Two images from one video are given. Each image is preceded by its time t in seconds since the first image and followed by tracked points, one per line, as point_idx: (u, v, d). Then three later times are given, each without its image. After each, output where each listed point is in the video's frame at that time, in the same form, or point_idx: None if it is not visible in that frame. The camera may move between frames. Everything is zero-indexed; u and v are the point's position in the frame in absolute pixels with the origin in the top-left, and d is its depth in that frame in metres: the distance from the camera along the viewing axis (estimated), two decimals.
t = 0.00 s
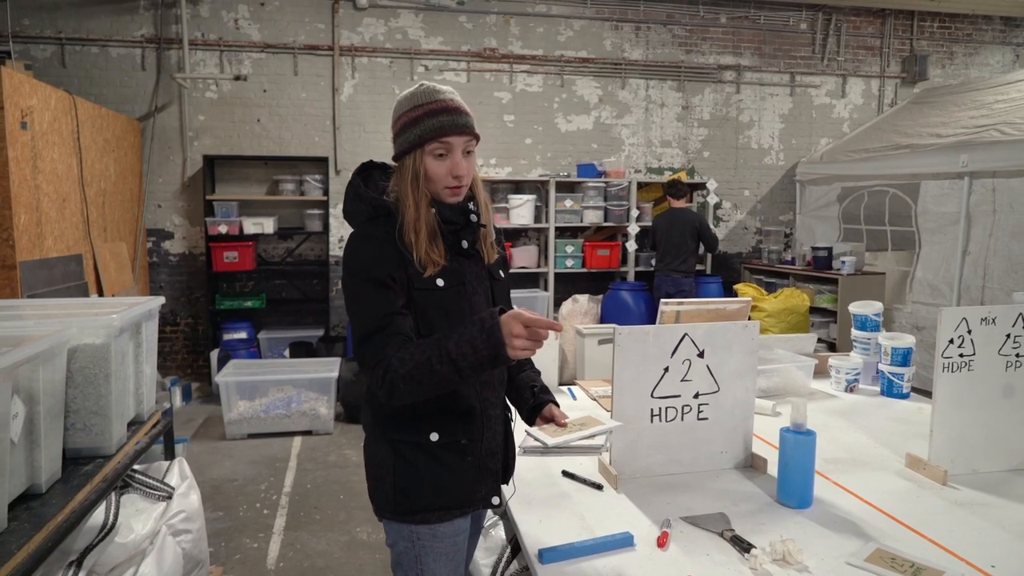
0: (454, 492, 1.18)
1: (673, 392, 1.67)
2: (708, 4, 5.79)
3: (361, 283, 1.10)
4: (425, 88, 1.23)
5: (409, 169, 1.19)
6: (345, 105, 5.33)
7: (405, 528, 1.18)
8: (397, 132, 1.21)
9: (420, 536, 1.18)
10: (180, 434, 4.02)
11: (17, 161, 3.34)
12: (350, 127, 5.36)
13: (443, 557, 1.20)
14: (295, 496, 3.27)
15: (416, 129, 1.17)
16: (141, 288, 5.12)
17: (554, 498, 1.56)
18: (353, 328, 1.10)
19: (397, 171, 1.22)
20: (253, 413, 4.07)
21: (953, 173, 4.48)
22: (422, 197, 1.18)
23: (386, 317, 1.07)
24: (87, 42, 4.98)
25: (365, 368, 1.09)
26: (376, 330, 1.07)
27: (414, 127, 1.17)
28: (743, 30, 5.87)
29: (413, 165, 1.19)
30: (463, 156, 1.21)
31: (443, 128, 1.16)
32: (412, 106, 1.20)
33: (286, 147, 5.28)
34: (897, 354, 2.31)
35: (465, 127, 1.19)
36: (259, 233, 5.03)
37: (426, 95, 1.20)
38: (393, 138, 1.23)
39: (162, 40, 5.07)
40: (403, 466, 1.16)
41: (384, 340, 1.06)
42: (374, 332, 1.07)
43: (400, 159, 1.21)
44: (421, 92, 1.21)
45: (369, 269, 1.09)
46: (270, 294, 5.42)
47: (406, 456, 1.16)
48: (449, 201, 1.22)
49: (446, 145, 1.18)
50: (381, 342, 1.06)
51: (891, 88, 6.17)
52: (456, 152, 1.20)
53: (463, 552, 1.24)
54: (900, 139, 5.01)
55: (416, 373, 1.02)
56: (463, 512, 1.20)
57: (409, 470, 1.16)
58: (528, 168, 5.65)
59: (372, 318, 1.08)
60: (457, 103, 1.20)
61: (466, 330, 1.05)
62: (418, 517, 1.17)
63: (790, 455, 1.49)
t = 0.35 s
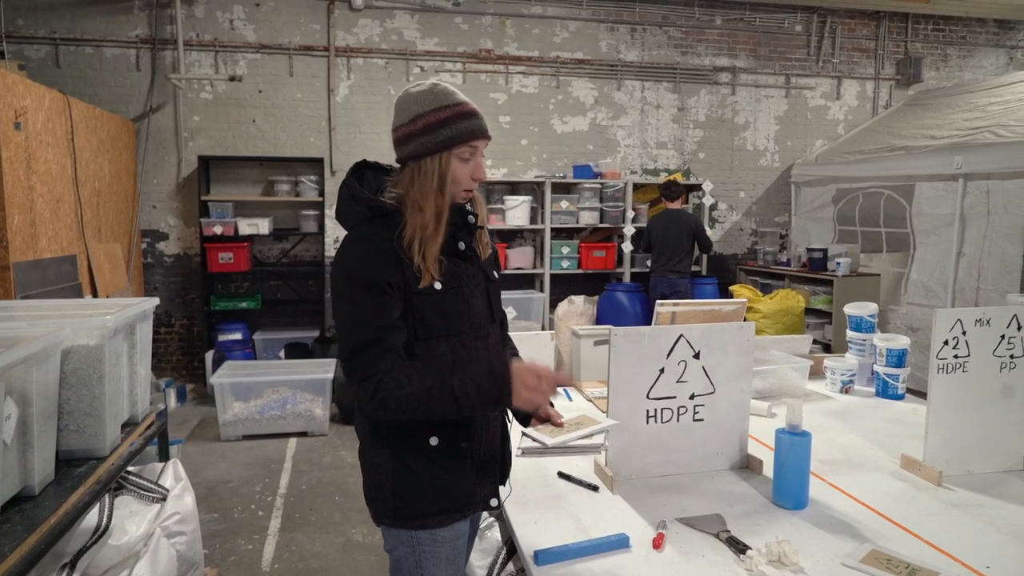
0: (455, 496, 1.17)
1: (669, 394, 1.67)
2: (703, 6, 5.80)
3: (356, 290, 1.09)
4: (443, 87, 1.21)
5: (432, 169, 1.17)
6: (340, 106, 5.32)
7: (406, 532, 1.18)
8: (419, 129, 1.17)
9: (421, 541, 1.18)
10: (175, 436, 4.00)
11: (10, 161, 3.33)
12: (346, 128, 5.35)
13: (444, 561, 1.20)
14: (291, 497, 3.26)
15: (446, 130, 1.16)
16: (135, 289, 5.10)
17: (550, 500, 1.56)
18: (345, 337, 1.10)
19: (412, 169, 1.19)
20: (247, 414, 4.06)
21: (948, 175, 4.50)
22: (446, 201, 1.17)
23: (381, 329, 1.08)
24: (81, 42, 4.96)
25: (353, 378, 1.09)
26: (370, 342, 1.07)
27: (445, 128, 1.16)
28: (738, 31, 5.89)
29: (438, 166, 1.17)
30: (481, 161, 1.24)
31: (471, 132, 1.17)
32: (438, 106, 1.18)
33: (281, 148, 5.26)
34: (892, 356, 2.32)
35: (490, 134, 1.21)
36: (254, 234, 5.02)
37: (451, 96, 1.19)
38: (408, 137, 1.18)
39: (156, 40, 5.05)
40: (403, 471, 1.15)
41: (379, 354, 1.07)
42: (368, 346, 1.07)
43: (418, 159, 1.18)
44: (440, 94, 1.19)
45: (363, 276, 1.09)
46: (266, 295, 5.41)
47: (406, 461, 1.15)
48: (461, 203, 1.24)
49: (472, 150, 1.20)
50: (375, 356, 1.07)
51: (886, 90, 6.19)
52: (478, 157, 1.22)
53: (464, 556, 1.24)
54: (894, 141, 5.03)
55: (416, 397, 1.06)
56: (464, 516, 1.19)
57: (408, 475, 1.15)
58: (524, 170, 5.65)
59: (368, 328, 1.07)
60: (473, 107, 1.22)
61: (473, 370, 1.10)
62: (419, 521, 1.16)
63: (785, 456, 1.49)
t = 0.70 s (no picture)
0: (455, 495, 1.18)
1: (667, 393, 1.67)
2: (701, 6, 5.80)
3: (361, 295, 1.09)
4: (454, 87, 1.19)
5: (442, 171, 1.16)
6: (338, 105, 5.32)
7: (406, 532, 1.18)
8: (430, 129, 1.15)
9: (422, 541, 1.18)
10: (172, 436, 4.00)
11: (8, 160, 3.32)
12: (344, 128, 5.34)
13: (443, 560, 1.20)
14: (288, 497, 3.26)
15: (459, 133, 1.15)
16: (133, 288, 5.09)
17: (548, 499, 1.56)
18: (348, 345, 1.10)
19: (421, 169, 1.18)
20: (245, 414, 4.05)
21: (945, 175, 4.50)
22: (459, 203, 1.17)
23: (385, 336, 1.09)
24: (78, 41, 4.94)
25: (358, 386, 1.10)
26: (377, 352, 1.08)
27: (458, 130, 1.15)
28: (736, 31, 5.89)
29: (450, 168, 1.16)
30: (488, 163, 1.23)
31: (486, 135, 1.18)
32: (451, 107, 1.16)
33: (279, 147, 5.26)
34: (889, 355, 2.32)
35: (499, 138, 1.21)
36: (251, 233, 5.01)
37: (463, 97, 1.18)
38: (421, 136, 1.15)
39: (154, 39, 5.04)
40: (404, 472, 1.15)
41: (385, 367, 1.09)
42: (373, 355, 1.08)
43: (431, 159, 1.16)
44: (454, 94, 1.18)
45: (368, 281, 1.09)
46: (263, 294, 5.40)
47: (409, 461, 1.15)
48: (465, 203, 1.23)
49: (482, 152, 1.19)
50: (382, 368, 1.08)
51: (884, 89, 6.20)
52: (486, 159, 1.22)
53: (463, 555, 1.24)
54: (892, 141, 5.04)
55: (423, 425, 1.10)
56: (464, 513, 1.20)
57: (411, 476, 1.15)
58: (522, 169, 5.65)
59: (373, 337, 1.08)
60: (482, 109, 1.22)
61: (482, 411, 1.13)
62: (419, 522, 1.16)
63: (783, 456, 1.49)
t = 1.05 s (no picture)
0: (453, 494, 1.18)
1: (665, 392, 1.67)
2: (699, 5, 5.80)
3: (362, 295, 1.08)
4: (462, 91, 1.18)
5: (446, 174, 1.15)
6: (336, 104, 5.31)
7: (404, 531, 1.17)
8: (437, 131, 1.13)
9: (420, 539, 1.18)
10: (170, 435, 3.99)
11: (4, 159, 3.31)
12: (342, 127, 5.33)
13: (442, 559, 1.20)
14: (286, 496, 3.25)
15: (466, 137, 1.14)
16: (130, 287, 5.08)
17: (546, 499, 1.55)
18: (348, 345, 1.09)
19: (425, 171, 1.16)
20: (243, 414, 4.05)
21: (943, 175, 4.51)
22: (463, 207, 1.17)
23: (386, 336, 1.08)
24: (75, 39, 4.93)
25: (357, 386, 1.09)
26: (377, 353, 1.08)
27: (465, 135, 1.14)
28: (734, 31, 5.89)
29: (455, 172, 1.15)
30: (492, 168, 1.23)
31: (493, 141, 1.17)
32: (459, 111, 1.15)
33: (277, 146, 5.25)
34: (887, 354, 2.32)
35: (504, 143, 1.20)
36: (249, 233, 5.00)
37: (471, 102, 1.17)
38: (428, 138, 1.14)
39: (152, 38, 5.03)
40: (403, 472, 1.15)
41: (386, 368, 1.08)
42: (374, 356, 1.08)
43: (436, 161, 1.15)
44: (463, 98, 1.17)
45: (369, 281, 1.09)
46: (261, 294, 5.39)
47: (406, 461, 1.15)
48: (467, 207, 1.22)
49: (487, 157, 1.19)
50: (382, 369, 1.08)
51: (881, 89, 6.21)
52: (490, 164, 1.21)
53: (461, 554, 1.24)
54: (889, 140, 5.05)
55: (422, 427, 1.09)
56: (461, 512, 1.21)
57: (409, 475, 1.15)
58: (520, 168, 5.65)
59: (374, 337, 1.08)
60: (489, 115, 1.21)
61: (481, 414, 1.13)
62: (417, 520, 1.16)
63: (781, 456, 1.49)
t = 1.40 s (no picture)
0: (449, 493, 1.18)
1: (663, 392, 1.67)
2: (697, 5, 5.80)
3: (363, 294, 1.08)
4: (470, 94, 1.18)
5: (451, 177, 1.15)
6: (334, 104, 5.30)
7: (400, 530, 1.17)
8: (444, 134, 1.13)
9: (415, 537, 1.18)
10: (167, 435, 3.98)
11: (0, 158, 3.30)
12: (339, 126, 5.33)
13: (437, 556, 1.20)
14: (283, 496, 3.25)
15: (473, 141, 1.14)
16: (127, 287, 5.07)
17: (543, 499, 1.55)
18: (349, 344, 1.09)
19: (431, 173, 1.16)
20: (241, 413, 4.04)
21: (940, 175, 4.52)
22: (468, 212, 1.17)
23: (387, 336, 1.08)
24: (72, 38, 4.92)
25: (358, 386, 1.09)
26: (378, 353, 1.08)
27: (472, 139, 1.13)
28: (732, 31, 5.89)
29: (460, 175, 1.15)
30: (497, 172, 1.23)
31: (501, 147, 1.17)
32: (467, 115, 1.14)
33: (274, 145, 5.24)
34: (884, 354, 2.32)
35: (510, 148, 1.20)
36: (247, 232, 4.99)
37: (479, 105, 1.17)
38: (434, 140, 1.13)
39: (149, 37, 5.02)
40: (399, 471, 1.15)
41: (386, 368, 1.08)
42: (374, 355, 1.08)
43: (442, 164, 1.14)
44: (472, 101, 1.16)
45: (370, 281, 1.08)
46: (258, 293, 5.38)
47: (403, 459, 1.15)
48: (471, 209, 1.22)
49: (493, 161, 1.19)
50: (383, 368, 1.08)
51: (879, 90, 6.23)
52: (495, 168, 1.21)
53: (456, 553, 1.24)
54: (887, 141, 5.05)
55: (421, 426, 1.09)
56: (456, 510, 1.21)
57: (405, 473, 1.15)
58: (518, 168, 5.65)
59: (375, 336, 1.08)
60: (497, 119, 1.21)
61: (479, 414, 1.14)
62: (413, 519, 1.16)
63: (778, 455, 1.49)
